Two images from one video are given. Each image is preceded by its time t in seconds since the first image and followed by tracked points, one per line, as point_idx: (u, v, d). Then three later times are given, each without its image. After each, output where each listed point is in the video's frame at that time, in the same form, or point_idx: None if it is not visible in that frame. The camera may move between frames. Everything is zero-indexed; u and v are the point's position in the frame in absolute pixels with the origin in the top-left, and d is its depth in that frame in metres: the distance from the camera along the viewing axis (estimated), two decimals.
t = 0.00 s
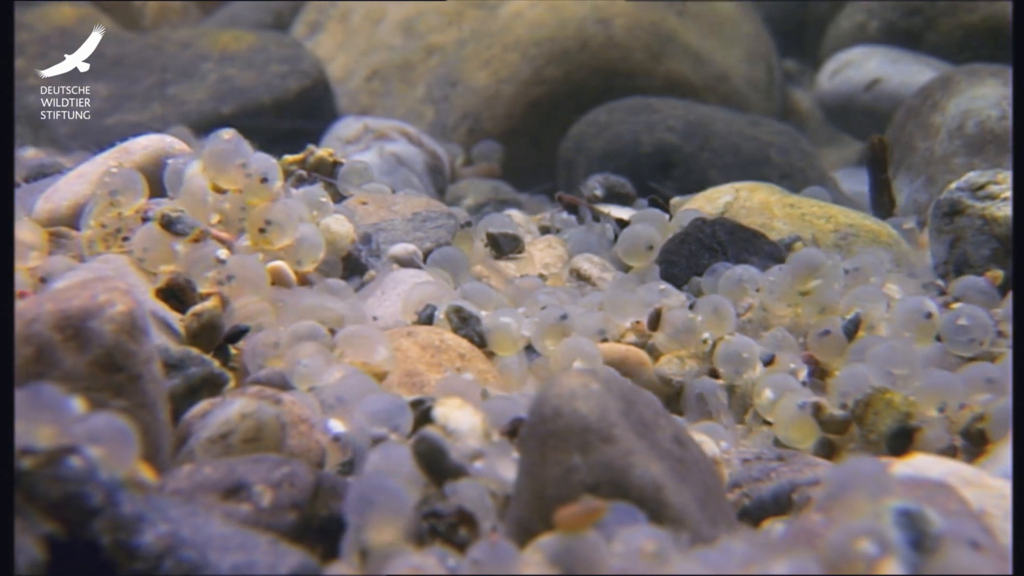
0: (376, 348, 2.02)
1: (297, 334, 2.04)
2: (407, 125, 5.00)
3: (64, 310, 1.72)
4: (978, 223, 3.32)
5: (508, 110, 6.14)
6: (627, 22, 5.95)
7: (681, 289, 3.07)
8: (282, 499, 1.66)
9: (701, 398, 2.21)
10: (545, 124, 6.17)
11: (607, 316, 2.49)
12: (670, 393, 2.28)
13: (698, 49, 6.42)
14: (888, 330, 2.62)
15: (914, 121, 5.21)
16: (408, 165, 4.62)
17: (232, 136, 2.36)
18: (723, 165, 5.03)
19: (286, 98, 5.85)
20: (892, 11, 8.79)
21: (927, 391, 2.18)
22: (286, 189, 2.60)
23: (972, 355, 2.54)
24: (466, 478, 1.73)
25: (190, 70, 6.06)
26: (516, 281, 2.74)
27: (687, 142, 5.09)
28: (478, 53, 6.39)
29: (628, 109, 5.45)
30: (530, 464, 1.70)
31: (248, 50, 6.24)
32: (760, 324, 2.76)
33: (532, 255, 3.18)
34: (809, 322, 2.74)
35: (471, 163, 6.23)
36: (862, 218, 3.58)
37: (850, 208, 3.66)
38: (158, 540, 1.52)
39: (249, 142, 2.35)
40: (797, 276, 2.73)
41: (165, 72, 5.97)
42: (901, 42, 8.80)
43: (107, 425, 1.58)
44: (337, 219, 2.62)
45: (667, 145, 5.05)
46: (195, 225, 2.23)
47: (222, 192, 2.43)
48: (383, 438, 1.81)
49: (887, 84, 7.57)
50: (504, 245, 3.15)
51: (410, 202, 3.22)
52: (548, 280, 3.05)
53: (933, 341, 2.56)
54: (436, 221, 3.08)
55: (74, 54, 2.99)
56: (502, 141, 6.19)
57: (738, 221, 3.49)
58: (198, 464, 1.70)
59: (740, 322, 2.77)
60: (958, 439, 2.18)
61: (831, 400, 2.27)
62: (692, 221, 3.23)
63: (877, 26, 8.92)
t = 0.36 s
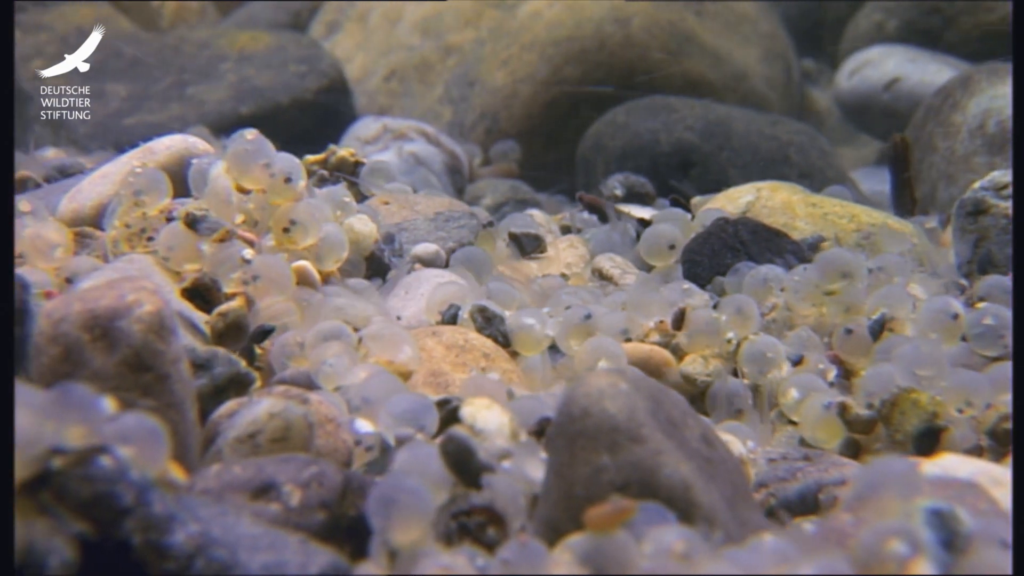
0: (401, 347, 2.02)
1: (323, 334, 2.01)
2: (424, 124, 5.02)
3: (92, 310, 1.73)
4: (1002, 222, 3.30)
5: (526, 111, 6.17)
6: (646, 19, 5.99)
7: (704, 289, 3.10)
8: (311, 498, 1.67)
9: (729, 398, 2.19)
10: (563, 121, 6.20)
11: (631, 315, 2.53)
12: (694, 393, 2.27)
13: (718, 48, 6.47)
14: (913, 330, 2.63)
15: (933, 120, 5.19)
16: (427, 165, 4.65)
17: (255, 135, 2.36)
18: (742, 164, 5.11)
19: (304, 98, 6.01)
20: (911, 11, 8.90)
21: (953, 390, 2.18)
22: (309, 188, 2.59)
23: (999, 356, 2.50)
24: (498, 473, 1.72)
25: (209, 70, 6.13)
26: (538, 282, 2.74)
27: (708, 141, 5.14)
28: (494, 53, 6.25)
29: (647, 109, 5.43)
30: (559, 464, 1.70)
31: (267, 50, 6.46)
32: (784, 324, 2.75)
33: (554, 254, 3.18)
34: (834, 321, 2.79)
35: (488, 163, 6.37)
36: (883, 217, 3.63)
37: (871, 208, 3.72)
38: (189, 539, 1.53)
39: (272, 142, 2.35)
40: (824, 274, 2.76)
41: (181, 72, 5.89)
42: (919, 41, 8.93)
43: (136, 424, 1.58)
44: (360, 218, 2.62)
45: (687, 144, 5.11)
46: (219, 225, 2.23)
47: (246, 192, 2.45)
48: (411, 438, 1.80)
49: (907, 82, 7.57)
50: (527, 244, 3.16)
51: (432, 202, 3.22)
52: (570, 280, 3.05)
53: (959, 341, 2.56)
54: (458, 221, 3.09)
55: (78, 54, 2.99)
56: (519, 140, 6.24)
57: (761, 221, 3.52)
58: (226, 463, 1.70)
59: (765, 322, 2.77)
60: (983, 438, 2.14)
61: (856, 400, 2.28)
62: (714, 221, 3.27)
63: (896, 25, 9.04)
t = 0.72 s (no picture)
0: (426, 347, 2.00)
1: (347, 334, 2.01)
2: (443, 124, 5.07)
3: (119, 310, 1.74)
4: None
5: (542, 112, 6.26)
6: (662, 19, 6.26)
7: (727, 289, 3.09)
8: (339, 498, 1.67)
9: (752, 397, 2.19)
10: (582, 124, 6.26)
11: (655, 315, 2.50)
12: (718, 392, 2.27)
13: (734, 48, 6.67)
14: (937, 331, 2.63)
15: (953, 120, 5.19)
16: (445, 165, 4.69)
17: (276, 138, 2.36)
18: (760, 163, 5.20)
19: (321, 98, 6.09)
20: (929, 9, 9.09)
21: (979, 390, 2.19)
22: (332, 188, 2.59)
23: None
24: (525, 474, 1.72)
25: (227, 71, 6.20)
26: (560, 282, 2.73)
27: (725, 141, 5.27)
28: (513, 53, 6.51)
29: (665, 108, 5.62)
30: (586, 463, 1.70)
31: (285, 52, 6.49)
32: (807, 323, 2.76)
33: (573, 255, 3.17)
34: (858, 321, 2.79)
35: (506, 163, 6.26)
36: (904, 217, 3.66)
37: (892, 207, 3.75)
38: (218, 539, 1.54)
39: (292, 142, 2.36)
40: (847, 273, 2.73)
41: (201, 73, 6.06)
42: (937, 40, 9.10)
43: (166, 424, 1.60)
44: (383, 218, 2.62)
45: (705, 144, 5.25)
46: (242, 225, 2.26)
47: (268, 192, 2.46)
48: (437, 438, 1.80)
49: (925, 82, 7.79)
50: (547, 243, 3.18)
51: (453, 202, 3.24)
52: (591, 280, 3.04)
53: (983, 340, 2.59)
54: (480, 221, 3.11)
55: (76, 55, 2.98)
56: (537, 140, 6.26)
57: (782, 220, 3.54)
58: (253, 463, 1.71)
59: (788, 322, 2.78)
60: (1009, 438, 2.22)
61: (882, 400, 2.28)
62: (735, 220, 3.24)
63: (914, 24, 9.21)
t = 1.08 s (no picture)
0: (452, 347, 2.02)
1: (372, 333, 2.01)
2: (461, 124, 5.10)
3: (146, 310, 1.74)
4: None
5: (561, 110, 6.52)
6: (679, 21, 6.61)
7: (751, 288, 3.11)
8: (367, 497, 1.67)
9: (779, 398, 2.24)
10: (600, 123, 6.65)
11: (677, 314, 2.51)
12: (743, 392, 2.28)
13: (751, 48, 6.98)
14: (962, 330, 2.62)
15: (973, 118, 5.19)
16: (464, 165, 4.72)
17: (307, 135, 2.35)
18: (777, 163, 5.47)
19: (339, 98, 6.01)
20: (947, 8, 9.17)
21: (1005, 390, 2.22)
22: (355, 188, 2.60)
23: None
24: (553, 474, 1.72)
25: (245, 70, 6.25)
26: (583, 281, 2.73)
27: (743, 141, 5.53)
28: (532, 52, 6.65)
29: (683, 107, 5.87)
30: (614, 463, 1.70)
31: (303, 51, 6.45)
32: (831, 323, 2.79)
33: (595, 253, 3.19)
34: (882, 320, 2.81)
35: (524, 162, 6.53)
36: (928, 216, 3.66)
37: (916, 207, 3.75)
38: (249, 538, 1.54)
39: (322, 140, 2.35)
40: (869, 275, 2.82)
41: (219, 73, 6.17)
42: (956, 38, 9.15)
43: (196, 424, 1.60)
44: (406, 218, 2.62)
45: (724, 144, 5.51)
46: (267, 225, 2.25)
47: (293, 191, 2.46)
48: (464, 438, 1.80)
49: (943, 82, 7.84)
50: (569, 243, 3.18)
51: (475, 201, 3.24)
52: (613, 279, 3.04)
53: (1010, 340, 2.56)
54: (501, 220, 3.12)
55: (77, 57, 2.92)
56: (555, 138, 6.56)
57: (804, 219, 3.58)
58: (281, 463, 1.71)
59: (812, 321, 2.81)
60: None
61: (908, 400, 2.29)
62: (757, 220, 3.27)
63: (932, 23, 9.28)
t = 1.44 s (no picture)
0: (478, 347, 2.00)
1: (398, 333, 2.02)
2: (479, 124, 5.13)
3: (173, 309, 1.74)
4: None
5: (579, 110, 6.63)
6: (698, 20, 6.58)
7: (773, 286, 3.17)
8: (396, 497, 1.67)
9: (795, 397, 2.22)
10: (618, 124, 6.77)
11: (701, 313, 2.52)
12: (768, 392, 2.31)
13: (770, 46, 6.96)
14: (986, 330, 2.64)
15: (993, 118, 5.17)
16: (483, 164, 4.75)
17: (324, 138, 2.37)
18: (797, 162, 5.49)
19: (356, 97, 6.44)
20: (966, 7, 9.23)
21: None
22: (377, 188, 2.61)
23: None
24: (580, 473, 1.74)
25: (263, 71, 6.30)
26: (605, 279, 2.76)
27: (762, 140, 5.58)
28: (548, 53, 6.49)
29: (702, 106, 5.96)
30: (642, 462, 1.70)
31: (321, 51, 6.82)
32: (856, 323, 2.84)
33: (617, 253, 3.19)
34: (907, 320, 2.81)
35: (542, 163, 6.75)
36: (951, 215, 3.65)
37: (939, 206, 3.75)
38: (279, 538, 1.54)
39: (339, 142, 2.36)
40: (896, 273, 2.85)
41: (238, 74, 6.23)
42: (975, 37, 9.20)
43: (226, 424, 1.61)
44: (428, 217, 2.62)
45: (743, 144, 5.57)
46: (291, 225, 2.26)
47: (316, 192, 2.47)
48: (491, 438, 1.80)
49: (964, 81, 7.92)
50: (590, 243, 3.19)
51: (495, 201, 3.25)
52: (635, 278, 3.07)
53: None
54: (523, 220, 3.13)
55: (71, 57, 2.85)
56: (572, 138, 6.70)
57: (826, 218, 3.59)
58: (309, 463, 1.71)
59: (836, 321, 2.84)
60: None
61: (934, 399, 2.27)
62: (779, 219, 3.32)
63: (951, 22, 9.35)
